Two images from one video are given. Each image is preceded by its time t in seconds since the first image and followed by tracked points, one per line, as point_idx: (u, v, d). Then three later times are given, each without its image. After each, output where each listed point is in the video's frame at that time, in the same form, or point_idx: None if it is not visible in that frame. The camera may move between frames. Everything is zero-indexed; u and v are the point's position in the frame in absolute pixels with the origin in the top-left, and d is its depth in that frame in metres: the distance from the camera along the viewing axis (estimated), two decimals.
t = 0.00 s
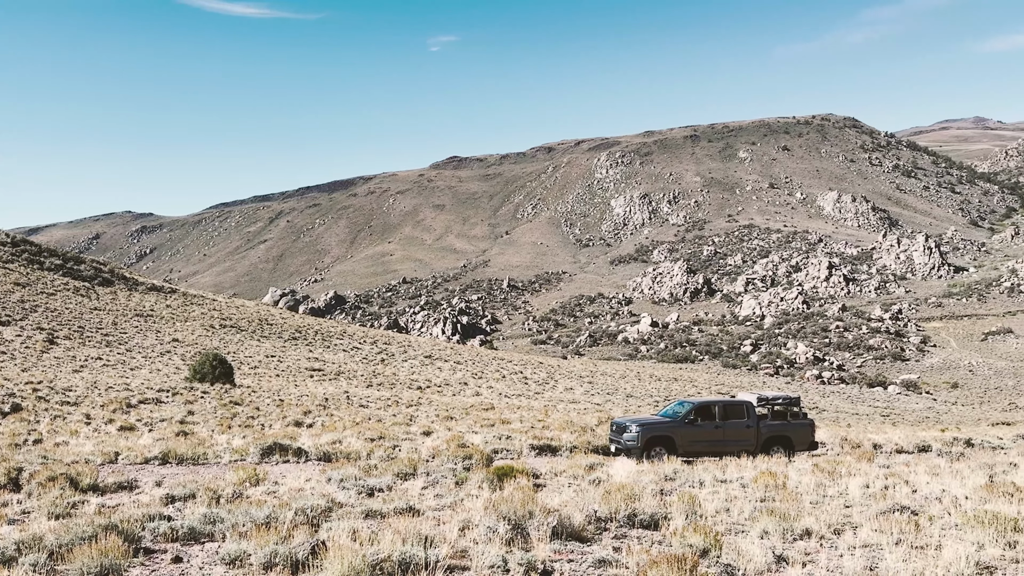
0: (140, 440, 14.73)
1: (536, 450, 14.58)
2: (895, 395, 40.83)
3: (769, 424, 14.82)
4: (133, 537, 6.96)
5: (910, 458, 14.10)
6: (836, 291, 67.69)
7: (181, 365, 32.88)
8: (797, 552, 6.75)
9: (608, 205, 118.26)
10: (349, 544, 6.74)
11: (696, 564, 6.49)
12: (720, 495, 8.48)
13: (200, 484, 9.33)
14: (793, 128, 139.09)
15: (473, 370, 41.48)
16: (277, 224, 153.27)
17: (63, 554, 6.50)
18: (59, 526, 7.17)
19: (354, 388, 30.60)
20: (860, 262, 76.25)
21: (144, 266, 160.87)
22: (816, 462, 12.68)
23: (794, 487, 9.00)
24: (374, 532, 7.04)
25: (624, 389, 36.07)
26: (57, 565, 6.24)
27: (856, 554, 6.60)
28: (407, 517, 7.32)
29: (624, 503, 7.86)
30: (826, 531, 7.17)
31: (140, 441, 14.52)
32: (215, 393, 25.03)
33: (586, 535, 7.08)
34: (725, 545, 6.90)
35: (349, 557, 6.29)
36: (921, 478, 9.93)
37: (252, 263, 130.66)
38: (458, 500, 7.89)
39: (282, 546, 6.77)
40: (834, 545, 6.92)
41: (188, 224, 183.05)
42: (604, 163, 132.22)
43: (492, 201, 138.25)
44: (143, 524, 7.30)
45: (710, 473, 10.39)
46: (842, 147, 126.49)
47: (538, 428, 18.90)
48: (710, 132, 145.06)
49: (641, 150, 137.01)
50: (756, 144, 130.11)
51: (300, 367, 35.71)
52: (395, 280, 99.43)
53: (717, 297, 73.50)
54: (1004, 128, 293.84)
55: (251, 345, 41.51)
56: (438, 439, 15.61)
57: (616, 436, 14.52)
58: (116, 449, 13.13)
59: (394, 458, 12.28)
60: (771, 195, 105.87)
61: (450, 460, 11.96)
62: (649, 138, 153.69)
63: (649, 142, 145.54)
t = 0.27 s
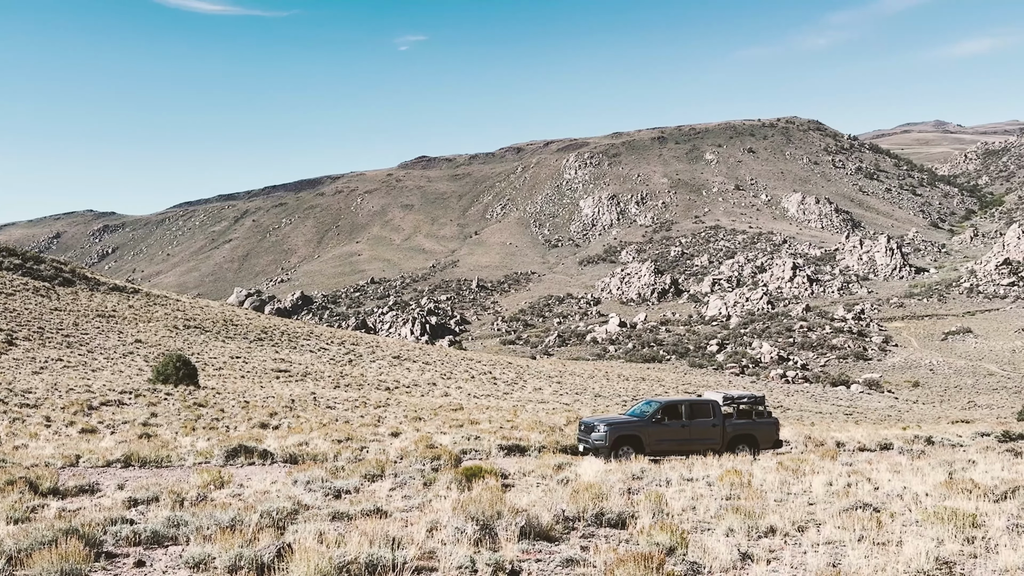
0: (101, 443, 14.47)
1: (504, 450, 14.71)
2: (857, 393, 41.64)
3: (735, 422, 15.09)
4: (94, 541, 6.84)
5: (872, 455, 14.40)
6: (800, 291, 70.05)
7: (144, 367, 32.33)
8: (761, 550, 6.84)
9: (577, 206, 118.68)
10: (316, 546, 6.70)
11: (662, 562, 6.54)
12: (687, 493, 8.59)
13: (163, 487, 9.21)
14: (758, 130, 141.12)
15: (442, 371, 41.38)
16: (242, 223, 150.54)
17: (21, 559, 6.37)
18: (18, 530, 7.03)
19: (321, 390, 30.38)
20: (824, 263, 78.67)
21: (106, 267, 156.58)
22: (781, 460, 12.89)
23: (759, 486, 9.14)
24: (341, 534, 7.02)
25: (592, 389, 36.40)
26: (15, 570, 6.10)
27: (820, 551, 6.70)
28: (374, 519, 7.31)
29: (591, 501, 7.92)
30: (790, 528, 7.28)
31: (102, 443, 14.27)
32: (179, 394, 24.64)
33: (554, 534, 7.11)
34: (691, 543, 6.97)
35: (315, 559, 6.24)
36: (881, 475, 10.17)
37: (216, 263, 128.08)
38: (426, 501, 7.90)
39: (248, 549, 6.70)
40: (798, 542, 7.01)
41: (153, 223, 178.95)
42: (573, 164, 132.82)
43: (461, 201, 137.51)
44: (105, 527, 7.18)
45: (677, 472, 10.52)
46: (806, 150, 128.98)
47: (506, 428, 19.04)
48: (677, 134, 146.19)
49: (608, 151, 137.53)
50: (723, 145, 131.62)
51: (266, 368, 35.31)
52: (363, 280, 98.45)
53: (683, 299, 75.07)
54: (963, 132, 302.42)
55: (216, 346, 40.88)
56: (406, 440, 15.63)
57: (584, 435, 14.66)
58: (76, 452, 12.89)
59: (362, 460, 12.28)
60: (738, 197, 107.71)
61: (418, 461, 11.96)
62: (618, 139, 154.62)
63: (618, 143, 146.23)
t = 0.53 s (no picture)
0: (62, 445, 14.18)
1: (473, 450, 14.82)
2: (822, 392, 42.46)
3: (702, 421, 15.31)
4: (55, 545, 6.72)
5: (836, 453, 14.69)
6: (765, 291, 72.42)
7: (108, 368, 31.72)
8: (727, 547, 6.91)
9: (547, 206, 119.03)
10: (282, 548, 6.66)
11: (629, 560, 6.58)
12: (654, 492, 8.67)
13: (126, 490, 9.09)
14: (725, 132, 142.80)
15: (411, 371, 41.22)
16: (209, 222, 147.71)
17: None
18: None
19: (288, 391, 30.11)
20: (789, 263, 81.97)
21: (69, 266, 152.34)
22: (746, 458, 13.12)
23: (725, 484, 9.26)
24: (308, 537, 6.99)
25: (561, 389, 36.67)
26: None
27: (785, 548, 6.77)
28: (341, 521, 7.30)
29: (560, 501, 7.97)
30: (755, 526, 7.38)
31: (63, 446, 14.00)
32: (143, 396, 24.22)
33: (522, 534, 7.14)
34: (657, 540, 7.02)
35: (281, 561, 6.19)
36: (845, 472, 10.37)
37: (182, 262, 125.47)
38: (394, 503, 7.90)
39: (213, 552, 6.62)
40: (764, 539, 7.09)
41: (117, 223, 174.73)
42: (543, 164, 133.21)
43: (431, 201, 136.27)
44: (66, 531, 7.07)
45: (645, 471, 10.64)
46: (772, 152, 131.32)
47: (475, 428, 19.14)
48: (646, 135, 147.30)
49: (578, 152, 138.21)
50: (690, 147, 133.23)
51: (232, 369, 34.88)
52: (331, 280, 97.49)
53: (652, 299, 76.27)
54: (922, 135, 310.38)
55: (181, 347, 40.19)
56: (374, 441, 15.62)
57: (553, 435, 14.77)
58: (35, 455, 12.62)
59: (329, 461, 12.26)
60: (705, 198, 109.74)
61: (386, 463, 11.95)
62: (588, 140, 155.54)
63: (588, 143, 147.05)
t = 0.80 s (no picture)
0: (23, 448, 13.91)
1: (442, 450, 14.92)
2: (789, 391, 43.08)
3: (670, 420, 15.61)
4: (15, 550, 6.61)
5: (801, 451, 14.95)
6: (733, 291, 73.23)
7: (70, 369, 31.09)
8: (694, 545, 6.99)
9: (517, 206, 119.30)
10: (248, 551, 6.61)
11: (598, 558, 6.61)
12: (623, 491, 8.76)
13: (89, 493, 8.98)
14: (693, 134, 144.32)
15: (381, 371, 41.02)
16: (175, 221, 144.89)
17: None
18: None
19: (255, 392, 29.83)
20: (756, 264, 83.15)
21: (31, 266, 148.11)
22: (714, 457, 13.30)
23: (694, 482, 9.38)
24: (274, 540, 6.95)
25: (532, 389, 36.85)
26: None
27: (751, 545, 6.86)
28: (309, 523, 7.30)
29: (530, 500, 8.02)
30: (722, 523, 7.47)
31: (23, 449, 13.73)
32: (107, 397, 23.81)
33: (492, 534, 7.16)
34: (625, 539, 7.10)
35: (245, 563, 6.13)
36: (810, 469, 10.57)
37: (147, 262, 123.03)
38: (363, 503, 7.91)
39: (177, 555, 6.55)
40: (730, 537, 7.18)
41: (81, 222, 170.36)
42: (514, 164, 133.37)
43: (401, 200, 135.26)
44: (25, 536, 6.93)
45: (614, 470, 10.77)
46: (739, 154, 133.45)
47: (445, 429, 19.20)
48: (616, 136, 147.84)
49: (549, 152, 138.57)
50: (659, 148, 134.35)
51: (198, 370, 34.41)
52: (300, 280, 96.43)
53: (621, 299, 77.30)
54: (886, 138, 316.70)
55: (146, 347, 39.46)
56: (344, 442, 15.62)
57: (523, 434, 14.94)
58: None
59: (297, 463, 12.23)
60: (674, 199, 111.27)
61: (355, 464, 11.94)
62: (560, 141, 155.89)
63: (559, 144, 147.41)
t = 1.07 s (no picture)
0: None
1: (413, 451, 15.00)
2: (757, 390, 43.67)
3: (640, 419, 15.90)
4: None
5: (769, 449, 15.19)
6: (703, 291, 73.81)
7: (32, 371, 30.43)
8: (664, 543, 7.04)
9: (489, 206, 119.58)
10: (216, 553, 6.57)
11: (568, 557, 6.65)
12: (593, 490, 8.85)
13: (53, 496, 8.83)
14: (664, 135, 145.91)
15: (351, 372, 40.80)
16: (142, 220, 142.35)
17: None
18: None
19: (223, 393, 29.54)
20: (726, 264, 84.07)
21: None
22: (683, 455, 13.49)
23: (664, 481, 9.50)
24: (243, 543, 6.93)
25: (503, 389, 37.04)
26: None
27: (719, 543, 6.92)
28: (278, 525, 7.28)
29: (501, 500, 8.06)
30: (691, 521, 7.54)
31: None
32: (70, 399, 23.36)
33: (463, 534, 7.18)
34: (596, 537, 7.13)
35: (213, 566, 6.09)
36: (777, 467, 10.76)
37: (112, 262, 120.56)
38: (332, 505, 7.89)
39: (144, 558, 6.48)
40: (699, 534, 7.25)
41: (43, 221, 165.81)
42: (486, 163, 133.55)
43: (372, 199, 134.55)
44: None
45: (585, 469, 10.89)
46: (709, 155, 135.33)
47: (416, 429, 19.27)
48: (587, 137, 148.49)
49: (521, 152, 138.84)
50: (630, 149, 135.38)
51: (165, 371, 33.90)
52: (268, 279, 95.42)
53: (593, 299, 78.10)
54: (851, 141, 323.36)
55: (110, 348, 38.68)
56: (313, 443, 15.59)
57: (495, 435, 15.12)
58: None
59: (267, 464, 12.19)
60: (644, 200, 112.40)
61: (325, 465, 11.91)
62: (531, 141, 156.01)
63: (530, 144, 147.64)
